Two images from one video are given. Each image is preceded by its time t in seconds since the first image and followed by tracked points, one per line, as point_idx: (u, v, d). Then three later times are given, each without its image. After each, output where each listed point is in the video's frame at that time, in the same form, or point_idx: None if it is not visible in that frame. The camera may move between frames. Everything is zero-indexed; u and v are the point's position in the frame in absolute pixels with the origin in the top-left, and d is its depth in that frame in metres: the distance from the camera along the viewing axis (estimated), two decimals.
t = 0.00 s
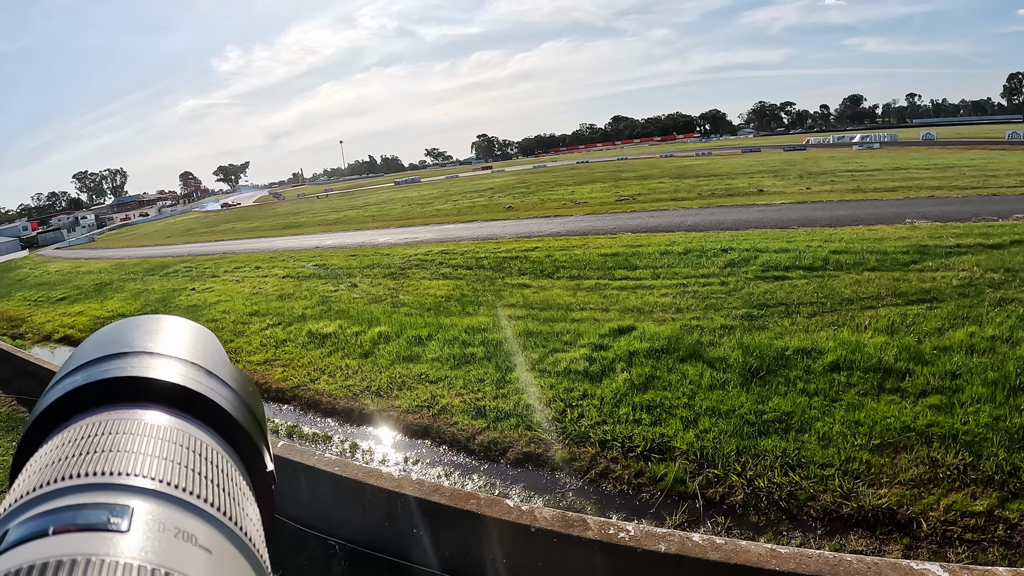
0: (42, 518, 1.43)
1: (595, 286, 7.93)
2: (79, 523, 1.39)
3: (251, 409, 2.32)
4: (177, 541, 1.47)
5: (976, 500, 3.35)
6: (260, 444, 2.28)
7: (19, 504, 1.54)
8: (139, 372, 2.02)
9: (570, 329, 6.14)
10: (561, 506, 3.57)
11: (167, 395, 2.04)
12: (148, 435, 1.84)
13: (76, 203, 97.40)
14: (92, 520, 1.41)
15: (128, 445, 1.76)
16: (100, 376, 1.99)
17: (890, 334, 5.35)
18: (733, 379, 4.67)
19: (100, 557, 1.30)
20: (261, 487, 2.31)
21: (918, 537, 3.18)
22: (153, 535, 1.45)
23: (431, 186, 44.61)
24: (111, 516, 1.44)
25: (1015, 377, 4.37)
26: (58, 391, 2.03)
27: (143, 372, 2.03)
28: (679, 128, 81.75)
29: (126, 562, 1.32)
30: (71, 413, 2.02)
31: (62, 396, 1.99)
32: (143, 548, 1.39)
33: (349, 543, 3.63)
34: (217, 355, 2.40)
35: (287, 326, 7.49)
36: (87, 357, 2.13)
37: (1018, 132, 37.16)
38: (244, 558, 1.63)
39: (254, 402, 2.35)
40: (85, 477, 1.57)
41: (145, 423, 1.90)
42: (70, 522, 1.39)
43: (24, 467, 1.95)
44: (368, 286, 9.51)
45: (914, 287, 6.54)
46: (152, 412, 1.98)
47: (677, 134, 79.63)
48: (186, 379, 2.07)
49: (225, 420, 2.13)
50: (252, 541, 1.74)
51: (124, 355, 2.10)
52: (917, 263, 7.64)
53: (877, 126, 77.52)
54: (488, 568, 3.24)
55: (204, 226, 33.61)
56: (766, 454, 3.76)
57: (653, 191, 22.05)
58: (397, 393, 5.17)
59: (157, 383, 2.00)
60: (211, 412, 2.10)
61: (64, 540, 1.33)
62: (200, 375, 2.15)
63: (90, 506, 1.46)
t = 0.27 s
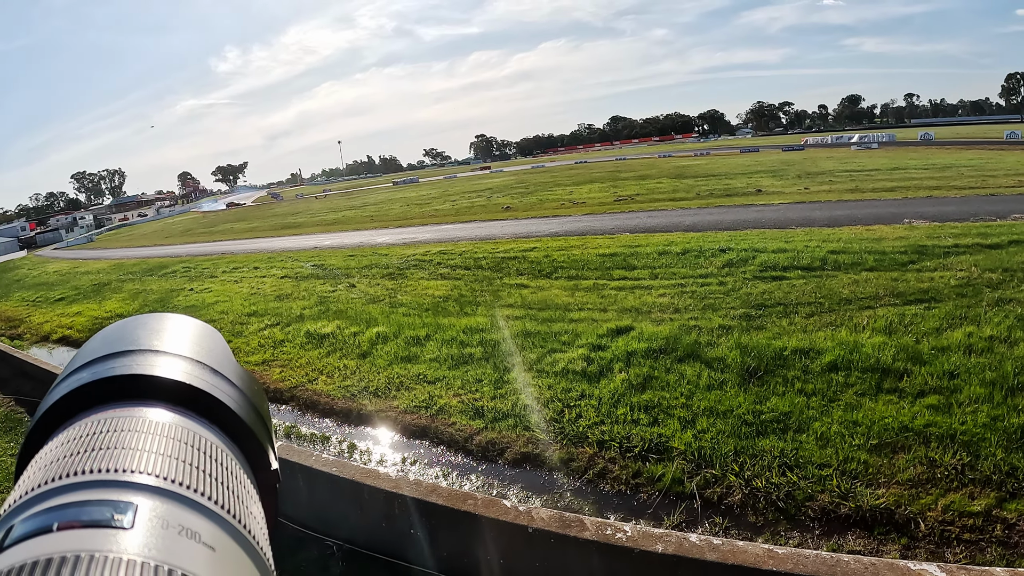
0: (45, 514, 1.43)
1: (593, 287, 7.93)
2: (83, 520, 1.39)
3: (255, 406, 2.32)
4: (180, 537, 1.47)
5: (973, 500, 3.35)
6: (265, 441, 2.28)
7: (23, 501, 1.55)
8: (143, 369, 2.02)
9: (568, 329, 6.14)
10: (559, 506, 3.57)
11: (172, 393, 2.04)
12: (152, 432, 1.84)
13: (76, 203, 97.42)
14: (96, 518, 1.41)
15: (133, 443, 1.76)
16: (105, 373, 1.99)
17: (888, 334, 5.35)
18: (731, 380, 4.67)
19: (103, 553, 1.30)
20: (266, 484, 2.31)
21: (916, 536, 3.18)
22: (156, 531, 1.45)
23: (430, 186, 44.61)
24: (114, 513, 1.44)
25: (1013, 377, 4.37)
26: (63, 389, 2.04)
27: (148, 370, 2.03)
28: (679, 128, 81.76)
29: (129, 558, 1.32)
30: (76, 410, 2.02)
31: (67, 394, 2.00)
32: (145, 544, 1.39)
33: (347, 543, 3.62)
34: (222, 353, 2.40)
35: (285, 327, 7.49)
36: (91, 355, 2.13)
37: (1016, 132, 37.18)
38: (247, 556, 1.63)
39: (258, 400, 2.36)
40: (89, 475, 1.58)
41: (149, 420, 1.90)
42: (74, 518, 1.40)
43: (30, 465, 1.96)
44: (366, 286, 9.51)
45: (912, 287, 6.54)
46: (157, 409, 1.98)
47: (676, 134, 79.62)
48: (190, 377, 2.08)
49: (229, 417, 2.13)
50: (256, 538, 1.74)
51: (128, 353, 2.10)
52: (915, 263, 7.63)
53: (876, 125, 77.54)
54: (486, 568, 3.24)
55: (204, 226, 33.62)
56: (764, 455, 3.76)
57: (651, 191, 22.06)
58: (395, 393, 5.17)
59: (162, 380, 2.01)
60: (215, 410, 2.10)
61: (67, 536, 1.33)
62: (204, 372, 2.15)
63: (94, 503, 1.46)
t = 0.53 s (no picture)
0: (49, 514, 1.43)
1: (589, 286, 7.93)
2: (86, 520, 1.39)
3: (259, 407, 2.31)
4: (183, 538, 1.46)
5: (969, 498, 3.37)
6: (269, 442, 2.27)
7: (27, 501, 1.55)
8: (146, 370, 2.01)
9: (563, 329, 6.14)
10: (554, 506, 3.57)
11: (176, 393, 2.04)
12: (156, 433, 1.83)
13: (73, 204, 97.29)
14: (99, 518, 1.41)
15: (136, 443, 1.76)
16: (108, 375, 1.99)
17: (883, 333, 5.35)
18: (727, 379, 4.68)
19: (105, 553, 1.30)
20: (269, 485, 2.31)
21: (912, 535, 3.19)
22: (159, 532, 1.45)
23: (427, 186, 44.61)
24: (117, 513, 1.44)
25: (1008, 376, 4.38)
26: (67, 389, 2.03)
27: (151, 370, 2.02)
28: (676, 128, 81.84)
29: (132, 558, 1.32)
30: (79, 411, 2.02)
31: (70, 394, 1.99)
32: (149, 544, 1.39)
33: (343, 544, 3.62)
34: (225, 353, 2.39)
35: (280, 327, 7.49)
36: (94, 356, 2.13)
37: (1011, 132, 37.32)
38: (251, 557, 1.63)
39: (262, 400, 2.35)
40: (92, 475, 1.58)
41: (152, 421, 1.90)
42: (78, 518, 1.40)
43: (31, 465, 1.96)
44: (362, 286, 9.51)
45: (907, 287, 6.55)
46: (161, 410, 1.97)
47: (674, 134, 79.69)
48: (194, 377, 2.07)
49: (232, 418, 2.13)
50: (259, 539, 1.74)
51: (131, 354, 2.09)
52: (910, 262, 7.64)
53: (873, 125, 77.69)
54: (481, 567, 3.24)
55: (200, 227, 33.59)
56: (759, 454, 3.77)
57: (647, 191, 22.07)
58: (390, 394, 5.17)
59: (165, 380, 2.00)
60: (218, 411, 2.10)
61: (71, 536, 1.33)
62: (207, 373, 2.14)
63: (96, 504, 1.46)
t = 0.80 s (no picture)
0: (49, 515, 1.43)
1: (580, 286, 7.93)
2: (87, 520, 1.38)
3: (260, 407, 2.30)
4: (183, 539, 1.46)
5: (961, 496, 3.38)
6: (269, 442, 2.26)
7: (27, 501, 1.54)
8: (145, 371, 2.00)
9: (555, 329, 6.14)
10: (547, 507, 3.56)
11: (175, 394, 2.03)
12: (156, 434, 1.82)
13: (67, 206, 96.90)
14: (99, 518, 1.40)
15: (136, 444, 1.75)
16: (107, 375, 1.98)
17: (874, 331, 5.36)
18: (718, 378, 4.68)
19: (105, 553, 1.29)
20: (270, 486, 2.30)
21: (904, 533, 3.21)
22: (159, 532, 1.44)
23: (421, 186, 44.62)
24: (118, 513, 1.44)
25: (999, 373, 4.40)
26: (67, 390, 2.03)
27: (150, 371, 2.01)
28: (671, 127, 81.99)
29: (131, 559, 1.31)
30: (79, 411, 2.01)
31: (70, 395, 1.98)
32: (149, 545, 1.38)
33: (335, 546, 3.60)
34: (225, 353, 2.38)
35: (271, 329, 7.47)
36: (95, 356, 2.12)
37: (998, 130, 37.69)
38: (251, 558, 1.62)
39: (262, 401, 2.33)
40: (91, 476, 1.57)
41: (151, 422, 1.89)
42: (78, 519, 1.39)
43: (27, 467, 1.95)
44: (353, 287, 9.49)
45: (897, 285, 6.57)
46: (160, 410, 1.96)
47: (669, 134, 79.83)
48: (193, 378, 2.06)
49: (231, 417, 2.11)
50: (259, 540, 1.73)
51: (131, 354, 2.08)
52: (900, 260, 7.67)
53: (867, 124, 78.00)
54: (472, 568, 3.23)
55: (192, 228, 33.49)
56: (751, 453, 3.77)
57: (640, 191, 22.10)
58: (382, 395, 5.17)
59: (165, 381, 1.99)
60: (217, 411, 2.08)
61: (70, 536, 1.33)
62: (208, 374, 2.13)
63: (95, 504, 1.45)
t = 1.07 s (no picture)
0: (54, 512, 1.42)
1: (569, 286, 7.94)
2: (91, 517, 1.38)
3: (265, 406, 2.28)
4: (188, 536, 1.45)
5: (950, 493, 3.40)
6: (275, 441, 2.24)
7: (33, 499, 1.53)
8: (151, 369, 1.98)
9: (544, 329, 6.14)
10: (537, 507, 3.55)
11: (182, 392, 2.01)
12: (162, 432, 1.80)
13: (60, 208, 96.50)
14: (104, 515, 1.40)
15: (143, 442, 1.73)
16: (114, 373, 1.96)
17: (862, 329, 5.38)
18: (707, 378, 4.69)
19: (110, 550, 1.28)
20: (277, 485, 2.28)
21: (893, 530, 3.23)
22: (165, 529, 1.43)
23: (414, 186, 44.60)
24: (123, 511, 1.43)
25: (987, 370, 4.42)
26: (73, 388, 2.01)
27: (159, 369, 1.99)
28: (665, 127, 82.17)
29: (136, 556, 1.30)
30: (85, 409, 1.99)
31: (76, 393, 1.97)
32: (154, 542, 1.37)
33: (325, 548, 3.59)
34: (231, 351, 2.36)
35: (260, 331, 7.45)
36: (101, 355, 2.10)
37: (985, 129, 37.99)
38: (256, 556, 1.60)
39: (269, 399, 2.31)
40: (96, 474, 1.56)
41: (157, 420, 1.87)
42: (83, 516, 1.38)
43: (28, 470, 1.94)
44: (342, 288, 9.48)
45: (885, 283, 6.59)
46: (166, 409, 1.94)
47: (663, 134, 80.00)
48: (199, 375, 2.04)
49: (237, 416, 2.09)
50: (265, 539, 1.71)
51: (137, 352, 2.06)
52: (888, 259, 7.70)
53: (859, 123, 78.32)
54: (461, 568, 3.22)
55: (183, 230, 33.39)
56: (740, 452, 3.78)
57: (630, 191, 22.17)
58: (371, 396, 5.16)
59: (171, 379, 1.97)
60: (224, 410, 2.06)
61: (75, 533, 1.32)
62: (215, 373, 2.11)
63: (100, 501, 1.45)
